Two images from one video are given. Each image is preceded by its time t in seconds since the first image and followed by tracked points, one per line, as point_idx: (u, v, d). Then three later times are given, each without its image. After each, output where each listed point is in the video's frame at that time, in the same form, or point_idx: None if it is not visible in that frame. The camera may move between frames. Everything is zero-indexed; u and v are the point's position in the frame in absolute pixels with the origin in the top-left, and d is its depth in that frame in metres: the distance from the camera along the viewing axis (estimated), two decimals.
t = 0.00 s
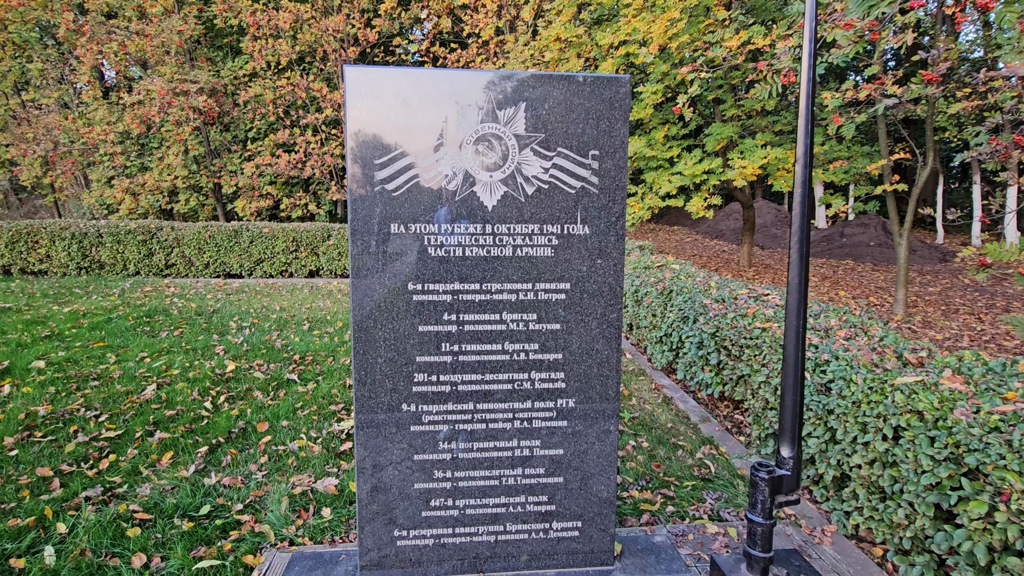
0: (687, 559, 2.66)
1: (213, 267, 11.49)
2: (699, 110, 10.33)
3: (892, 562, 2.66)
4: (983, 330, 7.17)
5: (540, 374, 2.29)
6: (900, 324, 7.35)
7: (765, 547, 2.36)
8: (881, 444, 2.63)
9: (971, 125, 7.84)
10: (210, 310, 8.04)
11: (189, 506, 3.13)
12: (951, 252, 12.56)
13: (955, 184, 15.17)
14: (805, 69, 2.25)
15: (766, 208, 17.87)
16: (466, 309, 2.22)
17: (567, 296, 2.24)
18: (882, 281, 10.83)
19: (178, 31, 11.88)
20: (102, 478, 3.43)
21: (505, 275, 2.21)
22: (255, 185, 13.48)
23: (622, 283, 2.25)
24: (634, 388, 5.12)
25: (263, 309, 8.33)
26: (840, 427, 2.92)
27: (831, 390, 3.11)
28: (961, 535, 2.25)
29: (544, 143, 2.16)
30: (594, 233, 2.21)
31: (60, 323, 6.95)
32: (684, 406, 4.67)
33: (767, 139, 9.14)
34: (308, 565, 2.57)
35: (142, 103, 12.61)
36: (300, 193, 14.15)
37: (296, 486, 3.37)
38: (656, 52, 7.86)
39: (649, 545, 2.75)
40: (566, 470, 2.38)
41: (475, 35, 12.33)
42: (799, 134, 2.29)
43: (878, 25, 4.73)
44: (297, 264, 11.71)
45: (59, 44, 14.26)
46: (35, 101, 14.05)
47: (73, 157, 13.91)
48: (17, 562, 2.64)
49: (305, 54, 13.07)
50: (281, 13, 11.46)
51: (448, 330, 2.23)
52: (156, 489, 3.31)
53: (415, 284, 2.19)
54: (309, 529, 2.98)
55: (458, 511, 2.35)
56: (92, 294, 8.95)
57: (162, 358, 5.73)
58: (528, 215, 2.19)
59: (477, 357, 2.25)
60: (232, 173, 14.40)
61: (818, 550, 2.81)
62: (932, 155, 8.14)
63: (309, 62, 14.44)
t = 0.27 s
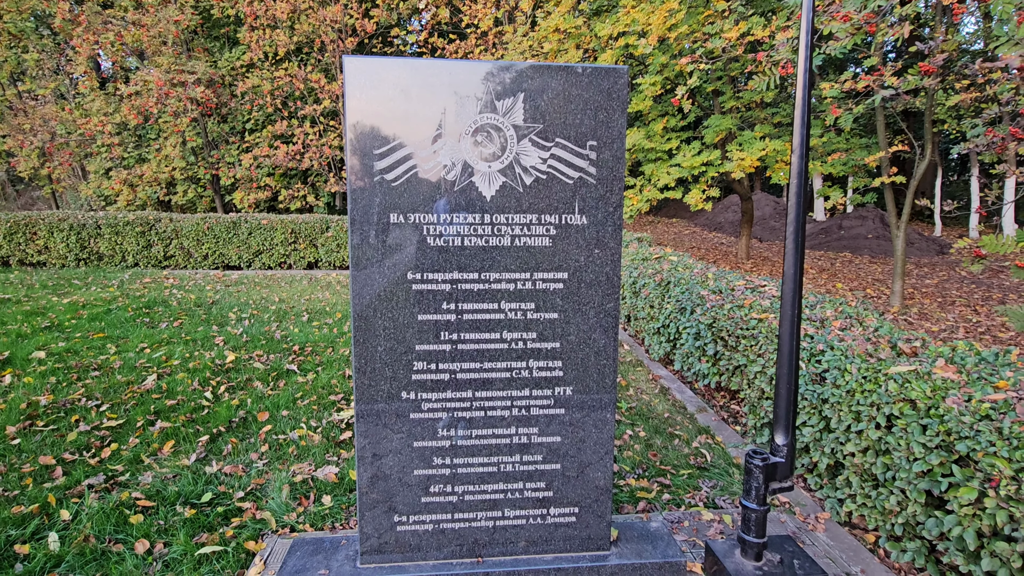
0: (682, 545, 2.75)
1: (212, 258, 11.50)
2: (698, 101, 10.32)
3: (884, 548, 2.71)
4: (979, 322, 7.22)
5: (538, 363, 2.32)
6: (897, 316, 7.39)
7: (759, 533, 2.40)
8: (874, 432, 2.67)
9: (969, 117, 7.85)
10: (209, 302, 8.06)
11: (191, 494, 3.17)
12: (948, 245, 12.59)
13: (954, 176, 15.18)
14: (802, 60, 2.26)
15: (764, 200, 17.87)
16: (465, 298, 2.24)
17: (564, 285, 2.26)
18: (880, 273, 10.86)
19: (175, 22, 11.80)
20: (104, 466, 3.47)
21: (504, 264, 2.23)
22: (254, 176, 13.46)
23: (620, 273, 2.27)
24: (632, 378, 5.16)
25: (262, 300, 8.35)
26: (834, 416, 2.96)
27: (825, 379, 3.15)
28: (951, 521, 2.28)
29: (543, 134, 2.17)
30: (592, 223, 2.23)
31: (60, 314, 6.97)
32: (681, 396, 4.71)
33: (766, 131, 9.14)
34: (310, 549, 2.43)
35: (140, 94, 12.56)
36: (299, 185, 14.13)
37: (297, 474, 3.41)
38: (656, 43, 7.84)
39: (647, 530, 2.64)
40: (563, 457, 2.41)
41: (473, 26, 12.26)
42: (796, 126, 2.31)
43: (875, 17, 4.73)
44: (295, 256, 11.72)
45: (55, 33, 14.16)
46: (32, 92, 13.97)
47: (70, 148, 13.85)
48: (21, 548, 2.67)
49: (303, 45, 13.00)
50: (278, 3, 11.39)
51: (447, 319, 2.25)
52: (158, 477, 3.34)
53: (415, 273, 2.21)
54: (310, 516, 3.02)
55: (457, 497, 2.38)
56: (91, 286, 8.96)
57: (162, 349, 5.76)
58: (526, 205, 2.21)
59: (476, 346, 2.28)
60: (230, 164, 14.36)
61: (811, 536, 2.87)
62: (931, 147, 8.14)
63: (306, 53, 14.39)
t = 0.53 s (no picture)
0: (676, 534, 2.81)
1: (209, 251, 11.48)
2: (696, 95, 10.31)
3: (875, 537, 2.75)
4: (974, 316, 7.26)
5: (535, 353, 2.34)
6: (892, 310, 7.43)
7: (751, 521, 2.43)
8: (866, 423, 2.70)
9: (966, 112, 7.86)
10: (207, 294, 8.06)
11: (189, 483, 3.19)
12: (945, 240, 12.63)
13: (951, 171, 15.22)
14: (798, 54, 2.27)
15: (762, 195, 17.89)
16: (462, 289, 2.26)
17: (561, 276, 2.28)
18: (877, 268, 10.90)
19: (171, 12, 11.72)
20: (103, 456, 3.48)
21: (501, 255, 2.25)
22: (251, 169, 13.42)
23: (616, 265, 2.28)
24: (628, 371, 5.19)
25: (260, 293, 8.35)
26: (827, 408, 2.99)
27: (819, 371, 3.18)
28: (942, 510, 2.31)
29: (540, 126, 2.18)
30: (589, 215, 2.24)
31: (57, 306, 6.97)
32: (677, 389, 4.74)
33: (764, 125, 9.14)
34: (308, 537, 2.45)
35: (136, 85, 12.50)
36: (296, 177, 14.09)
37: (295, 464, 3.43)
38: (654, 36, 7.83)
39: (642, 518, 2.64)
40: (560, 447, 2.44)
41: (472, 18, 12.21)
42: (792, 120, 2.32)
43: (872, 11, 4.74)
44: (293, 248, 11.72)
45: (50, 24, 14.05)
46: (27, 83, 13.88)
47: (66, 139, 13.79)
48: (22, 536, 2.69)
49: (300, 37, 12.94)
50: None
51: (445, 310, 2.27)
52: (157, 467, 3.36)
53: (413, 264, 2.22)
54: (309, 505, 3.05)
55: (454, 485, 2.41)
56: (88, 278, 8.95)
57: (160, 340, 5.76)
58: (524, 196, 2.22)
59: (473, 336, 2.30)
60: (227, 157, 14.31)
61: (804, 526, 2.90)
62: (928, 142, 8.16)
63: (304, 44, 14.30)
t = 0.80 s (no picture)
0: (672, 532, 2.82)
1: (205, 249, 11.44)
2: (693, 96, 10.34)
3: (869, 536, 2.77)
4: (968, 317, 7.31)
5: (532, 352, 2.34)
6: (887, 311, 7.47)
7: (747, 520, 2.45)
8: (861, 423, 2.72)
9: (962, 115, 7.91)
10: (203, 292, 8.03)
11: (186, 481, 3.19)
12: (939, 242, 12.71)
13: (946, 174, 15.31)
14: (795, 55, 2.29)
15: (759, 196, 17.96)
16: (460, 287, 2.26)
17: (559, 275, 2.29)
18: (872, 269, 10.96)
19: (168, 9, 11.68)
20: (99, 454, 3.48)
21: (499, 254, 2.25)
22: (248, 167, 13.39)
23: (614, 264, 2.29)
24: (625, 370, 5.21)
25: (257, 291, 8.33)
26: (822, 408, 3.01)
27: (815, 371, 3.20)
28: (935, 509, 2.34)
29: (538, 125, 2.19)
30: (587, 214, 2.25)
31: (52, 304, 6.94)
32: (673, 388, 4.76)
33: (761, 126, 9.18)
34: (306, 535, 2.45)
35: (132, 82, 12.45)
36: (293, 176, 14.06)
37: (292, 463, 3.43)
38: (652, 37, 7.85)
39: (638, 517, 2.65)
40: (557, 445, 2.45)
41: (470, 18, 12.21)
42: (789, 120, 2.33)
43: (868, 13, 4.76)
44: (290, 247, 11.69)
45: (46, 20, 13.97)
46: (22, 80, 13.80)
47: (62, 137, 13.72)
48: (17, 534, 2.68)
49: (298, 35, 12.92)
50: None
51: (443, 308, 2.28)
52: (153, 465, 3.36)
53: (411, 262, 2.23)
54: (305, 503, 3.05)
55: (451, 483, 2.42)
56: (83, 276, 8.91)
57: (156, 339, 5.75)
58: (522, 195, 2.23)
59: (471, 335, 2.30)
60: (224, 155, 14.26)
61: (799, 525, 2.92)
62: (923, 144, 8.20)
63: (301, 43, 14.27)
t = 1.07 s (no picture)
0: (669, 536, 2.81)
1: (201, 250, 11.40)
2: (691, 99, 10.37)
3: (866, 540, 2.77)
4: (964, 321, 7.34)
5: (530, 355, 2.33)
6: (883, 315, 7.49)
7: (744, 524, 2.44)
8: (858, 427, 2.72)
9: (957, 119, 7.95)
10: (198, 293, 8.00)
11: (180, 484, 3.16)
12: (935, 245, 12.76)
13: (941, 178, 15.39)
14: (793, 60, 2.28)
15: (755, 199, 18.01)
16: (458, 290, 2.25)
17: (557, 279, 2.28)
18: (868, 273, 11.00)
19: (165, 9, 11.66)
20: (92, 457, 3.44)
21: (496, 257, 2.24)
22: (244, 168, 13.36)
23: (612, 267, 2.28)
24: (622, 373, 5.20)
25: (253, 293, 8.30)
26: (819, 411, 3.00)
27: (812, 375, 3.20)
28: (932, 513, 2.34)
29: (537, 128, 2.18)
30: (584, 217, 2.25)
31: (46, 304, 6.89)
32: (670, 391, 4.76)
33: (758, 129, 9.20)
34: (300, 539, 2.43)
35: (128, 82, 12.42)
36: (290, 176, 14.03)
37: (287, 466, 3.41)
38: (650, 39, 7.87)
39: (635, 521, 2.64)
40: (554, 449, 2.43)
41: (468, 20, 12.22)
42: (787, 124, 2.33)
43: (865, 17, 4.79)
44: (286, 248, 11.66)
45: (42, 20, 13.92)
46: (17, 79, 13.74)
47: (57, 136, 13.65)
48: (8, 538, 2.65)
49: (296, 36, 12.92)
50: None
51: (439, 311, 2.26)
52: (147, 468, 3.33)
53: (408, 265, 2.22)
54: (300, 507, 3.03)
55: (448, 487, 2.40)
56: (78, 276, 8.85)
57: (151, 339, 5.71)
58: (520, 198, 2.22)
59: (468, 338, 2.29)
60: (221, 155, 14.22)
61: (796, 529, 2.92)
62: (920, 148, 8.24)
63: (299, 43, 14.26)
